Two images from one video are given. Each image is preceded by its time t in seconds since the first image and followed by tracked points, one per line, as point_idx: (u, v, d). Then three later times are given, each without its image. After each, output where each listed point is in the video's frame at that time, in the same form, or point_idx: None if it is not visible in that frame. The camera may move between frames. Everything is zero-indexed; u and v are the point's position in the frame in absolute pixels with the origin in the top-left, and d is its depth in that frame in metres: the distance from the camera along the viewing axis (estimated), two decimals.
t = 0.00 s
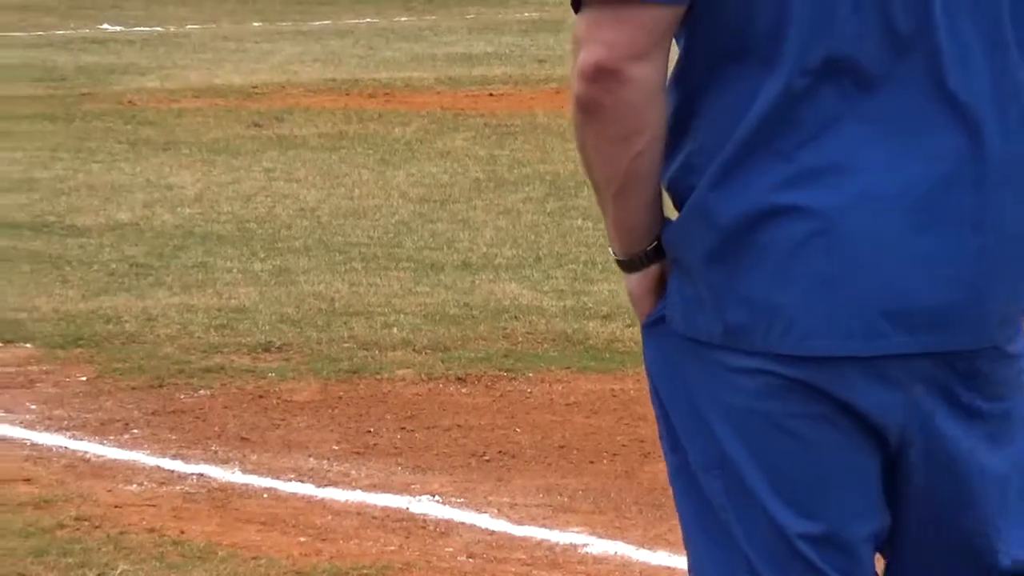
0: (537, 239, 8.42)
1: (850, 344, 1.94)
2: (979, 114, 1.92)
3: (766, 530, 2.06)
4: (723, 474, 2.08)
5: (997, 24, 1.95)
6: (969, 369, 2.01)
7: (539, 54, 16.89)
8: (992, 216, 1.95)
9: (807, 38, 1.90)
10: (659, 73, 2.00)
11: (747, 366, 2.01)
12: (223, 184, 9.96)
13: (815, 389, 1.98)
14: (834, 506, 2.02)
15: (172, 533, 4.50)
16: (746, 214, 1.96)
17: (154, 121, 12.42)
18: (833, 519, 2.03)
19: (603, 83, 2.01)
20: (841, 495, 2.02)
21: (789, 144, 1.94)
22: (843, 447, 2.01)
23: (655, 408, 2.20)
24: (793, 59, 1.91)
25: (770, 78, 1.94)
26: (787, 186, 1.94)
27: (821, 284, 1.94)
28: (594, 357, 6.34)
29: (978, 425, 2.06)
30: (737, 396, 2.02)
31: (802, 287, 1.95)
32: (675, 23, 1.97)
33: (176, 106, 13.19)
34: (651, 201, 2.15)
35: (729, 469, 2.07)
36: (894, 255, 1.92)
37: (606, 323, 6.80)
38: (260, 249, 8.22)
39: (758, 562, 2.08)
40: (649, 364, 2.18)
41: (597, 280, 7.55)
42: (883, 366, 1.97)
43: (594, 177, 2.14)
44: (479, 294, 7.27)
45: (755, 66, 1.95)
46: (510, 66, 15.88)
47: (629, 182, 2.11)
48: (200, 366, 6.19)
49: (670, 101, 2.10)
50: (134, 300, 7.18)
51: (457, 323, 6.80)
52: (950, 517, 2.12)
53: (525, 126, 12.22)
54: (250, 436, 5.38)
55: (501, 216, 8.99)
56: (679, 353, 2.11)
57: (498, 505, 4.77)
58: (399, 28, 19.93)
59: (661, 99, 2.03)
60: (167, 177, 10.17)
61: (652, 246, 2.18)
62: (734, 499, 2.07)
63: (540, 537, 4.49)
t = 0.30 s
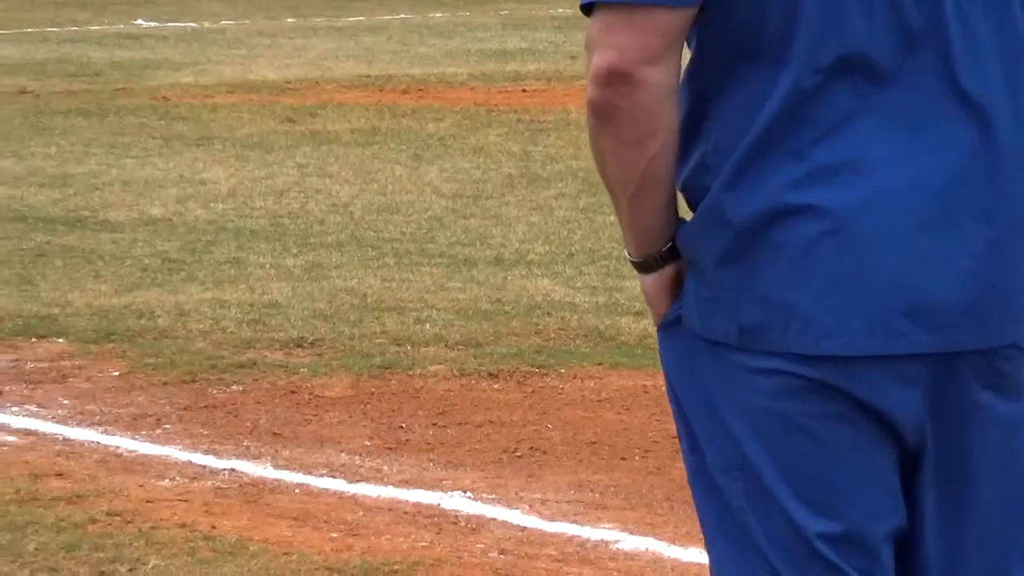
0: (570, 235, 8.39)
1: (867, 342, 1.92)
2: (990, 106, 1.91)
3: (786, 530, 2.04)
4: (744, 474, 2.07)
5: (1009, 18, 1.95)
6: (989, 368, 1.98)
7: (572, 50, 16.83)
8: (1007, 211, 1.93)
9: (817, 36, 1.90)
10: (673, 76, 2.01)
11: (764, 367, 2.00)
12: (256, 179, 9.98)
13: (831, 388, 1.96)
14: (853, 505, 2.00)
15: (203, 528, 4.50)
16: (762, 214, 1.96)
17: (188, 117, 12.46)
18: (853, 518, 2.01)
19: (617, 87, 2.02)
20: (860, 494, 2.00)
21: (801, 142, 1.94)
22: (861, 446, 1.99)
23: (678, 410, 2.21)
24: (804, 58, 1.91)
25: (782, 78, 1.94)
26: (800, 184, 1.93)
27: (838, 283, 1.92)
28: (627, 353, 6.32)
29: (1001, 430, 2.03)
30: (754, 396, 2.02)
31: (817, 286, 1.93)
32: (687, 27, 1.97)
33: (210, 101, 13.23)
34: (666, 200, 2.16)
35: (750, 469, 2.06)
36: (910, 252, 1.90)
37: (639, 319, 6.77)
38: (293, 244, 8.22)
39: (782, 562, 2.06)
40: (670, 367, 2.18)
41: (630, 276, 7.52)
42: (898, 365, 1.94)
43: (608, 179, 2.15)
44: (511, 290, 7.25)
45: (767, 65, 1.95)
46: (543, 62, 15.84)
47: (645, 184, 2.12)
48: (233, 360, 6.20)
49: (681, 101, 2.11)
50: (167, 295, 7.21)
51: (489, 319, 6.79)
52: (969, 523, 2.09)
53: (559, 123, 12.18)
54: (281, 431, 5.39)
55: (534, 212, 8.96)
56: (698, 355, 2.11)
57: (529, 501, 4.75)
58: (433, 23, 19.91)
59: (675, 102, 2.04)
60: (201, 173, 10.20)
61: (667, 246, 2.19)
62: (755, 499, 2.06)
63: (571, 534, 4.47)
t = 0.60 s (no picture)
0: (565, 228, 8.39)
1: (857, 337, 1.93)
2: (979, 101, 1.91)
3: (777, 523, 2.05)
4: (734, 468, 2.08)
5: (997, 13, 1.95)
6: (978, 362, 1.98)
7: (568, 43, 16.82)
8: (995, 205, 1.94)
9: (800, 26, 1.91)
10: (659, 67, 2.01)
11: (753, 361, 2.01)
12: (251, 171, 9.98)
13: (820, 381, 1.97)
14: (842, 498, 2.01)
15: (198, 519, 4.50)
16: (751, 209, 1.96)
17: (183, 108, 12.45)
18: (843, 511, 2.02)
19: (603, 77, 2.02)
20: (851, 485, 2.01)
21: (790, 137, 1.94)
22: (849, 439, 2.00)
23: (667, 404, 2.21)
24: (786, 51, 1.92)
25: (765, 68, 1.94)
26: (788, 178, 1.94)
27: (827, 277, 1.93)
28: (622, 346, 6.33)
29: (990, 426, 2.02)
30: (744, 391, 2.02)
31: (808, 281, 1.94)
32: (673, 16, 1.98)
33: (205, 93, 13.21)
34: (653, 193, 2.16)
35: (740, 462, 2.06)
36: (899, 247, 1.91)
37: (634, 312, 6.78)
38: (288, 236, 8.22)
39: (774, 556, 2.07)
40: (658, 362, 2.19)
41: (625, 269, 7.53)
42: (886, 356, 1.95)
43: (596, 171, 2.15)
44: (506, 283, 7.25)
45: (751, 56, 1.96)
46: (539, 55, 15.83)
47: (631, 175, 2.12)
48: (228, 352, 6.20)
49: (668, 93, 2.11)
50: (161, 287, 7.20)
51: (485, 311, 6.79)
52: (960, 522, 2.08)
53: (554, 115, 12.18)
54: (276, 423, 5.39)
55: (530, 205, 8.97)
56: (687, 350, 2.12)
57: (524, 493, 4.76)
58: (429, 16, 19.89)
59: (661, 93, 2.04)
60: (195, 164, 10.19)
61: (655, 239, 2.19)
62: (746, 493, 2.07)
63: (565, 526, 4.47)
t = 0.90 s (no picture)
0: (571, 221, 8.38)
1: (858, 329, 1.92)
2: (979, 93, 1.90)
3: (781, 515, 2.03)
4: (737, 461, 2.06)
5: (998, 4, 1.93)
6: (981, 354, 1.98)
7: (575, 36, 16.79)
8: (996, 196, 1.92)
9: (798, 19, 1.89)
10: (660, 57, 2.01)
11: (756, 353, 1.99)
12: (257, 163, 9.97)
13: (822, 373, 1.96)
14: (845, 490, 2.00)
15: (203, 512, 4.50)
16: (752, 201, 1.95)
17: (188, 101, 12.44)
18: (846, 503, 2.00)
19: (604, 68, 2.01)
20: (853, 477, 1.99)
21: (791, 129, 1.93)
22: (852, 431, 1.98)
23: (671, 396, 2.19)
24: (785, 44, 1.90)
25: (765, 60, 1.93)
26: (789, 171, 1.93)
27: (829, 269, 1.92)
28: (627, 339, 6.32)
29: (991, 416, 2.01)
30: (746, 382, 2.01)
31: (809, 272, 1.93)
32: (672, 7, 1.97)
33: (211, 85, 13.21)
34: (657, 184, 2.14)
35: (742, 455, 2.05)
36: (900, 240, 1.90)
37: (639, 305, 6.77)
38: (294, 229, 8.21)
39: (777, 549, 2.05)
40: (663, 355, 2.17)
41: (630, 262, 7.52)
42: (891, 348, 1.93)
43: (599, 163, 2.15)
44: (511, 276, 7.24)
45: (752, 49, 1.95)
46: (545, 48, 15.81)
47: (633, 165, 2.11)
48: (233, 345, 6.20)
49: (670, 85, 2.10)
50: (166, 279, 7.20)
51: (490, 304, 6.78)
52: (964, 515, 2.07)
53: (560, 108, 12.16)
54: (281, 416, 5.39)
55: (535, 198, 8.96)
56: (691, 342, 2.10)
57: (529, 486, 4.76)
58: (435, 8, 19.85)
59: (663, 83, 2.04)
60: (201, 157, 10.18)
61: (659, 230, 2.17)
62: (749, 485, 2.05)
63: (571, 519, 4.47)
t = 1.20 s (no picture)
0: (575, 214, 8.38)
1: (859, 323, 1.90)
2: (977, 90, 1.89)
3: (783, 509, 2.01)
4: (736, 454, 2.04)
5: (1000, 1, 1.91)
6: (980, 348, 1.95)
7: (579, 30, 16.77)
8: (997, 192, 1.91)
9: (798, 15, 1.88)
10: (659, 51, 2.00)
11: (756, 347, 1.98)
12: (261, 156, 9.97)
13: (823, 367, 1.94)
14: (846, 483, 1.98)
15: (206, 504, 4.51)
16: (752, 196, 1.94)
17: (192, 93, 12.44)
18: (847, 496, 1.98)
19: (603, 61, 2.01)
20: (854, 471, 1.98)
21: (791, 126, 1.92)
22: (853, 426, 1.97)
23: (671, 392, 2.17)
24: (784, 39, 1.89)
25: (765, 55, 1.92)
26: (789, 166, 1.91)
27: (830, 263, 1.90)
28: (630, 333, 6.32)
29: (994, 411, 1.99)
30: (746, 375, 1.99)
31: (810, 267, 1.91)
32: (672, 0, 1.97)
33: (215, 78, 13.21)
34: (658, 179, 2.13)
35: (743, 449, 2.03)
36: (901, 234, 1.88)
37: (642, 299, 6.77)
38: (297, 221, 8.22)
39: (779, 543, 2.03)
40: (663, 347, 2.14)
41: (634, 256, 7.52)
42: (893, 342, 1.92)
43: (599, 158, 2.14)
44: (515, 269, 7.25)
45: (752, 45, 1.94)
46: (549, 41, 15.80)
47: (634, 161, 2.10)
48: (236, 337, 6.20)
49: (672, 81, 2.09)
50: (170, 271, 7.20)
51: (494, 297, 6.78)
52: (967, 508, 2.04)
53: (564, 102, 12.16)
54: (284, 408, 5.39)
55: (539, 191, 8.96)
56: (690, 336, 2.08)
57: (531, 479, 4.76)
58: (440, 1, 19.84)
59: (663, 77, 2.03)
60: (204, 149, 10.18)
61: (661, 224, 2.16)
62: (750, 479, 2.03)
63: (573, 512, 4.47)
